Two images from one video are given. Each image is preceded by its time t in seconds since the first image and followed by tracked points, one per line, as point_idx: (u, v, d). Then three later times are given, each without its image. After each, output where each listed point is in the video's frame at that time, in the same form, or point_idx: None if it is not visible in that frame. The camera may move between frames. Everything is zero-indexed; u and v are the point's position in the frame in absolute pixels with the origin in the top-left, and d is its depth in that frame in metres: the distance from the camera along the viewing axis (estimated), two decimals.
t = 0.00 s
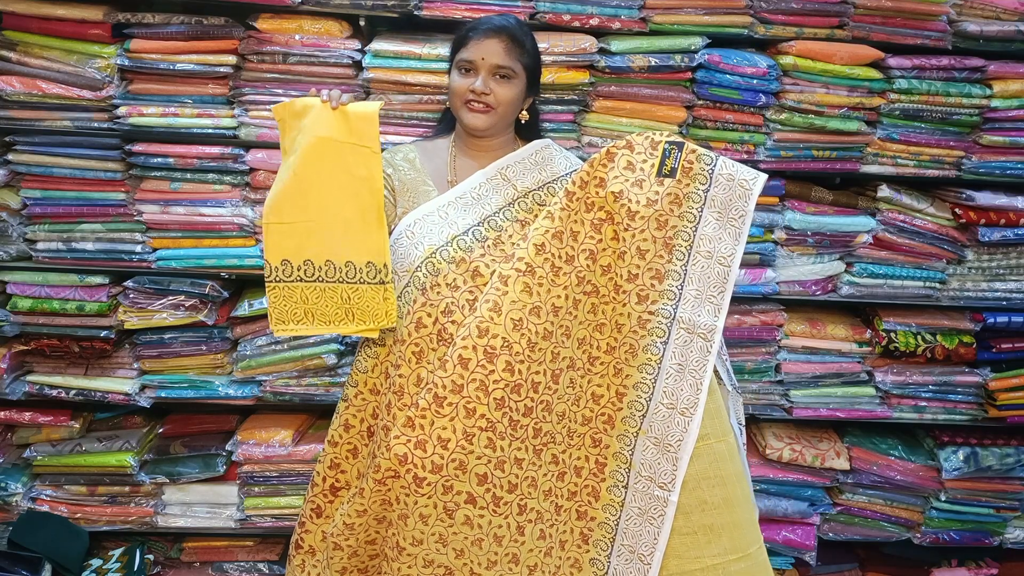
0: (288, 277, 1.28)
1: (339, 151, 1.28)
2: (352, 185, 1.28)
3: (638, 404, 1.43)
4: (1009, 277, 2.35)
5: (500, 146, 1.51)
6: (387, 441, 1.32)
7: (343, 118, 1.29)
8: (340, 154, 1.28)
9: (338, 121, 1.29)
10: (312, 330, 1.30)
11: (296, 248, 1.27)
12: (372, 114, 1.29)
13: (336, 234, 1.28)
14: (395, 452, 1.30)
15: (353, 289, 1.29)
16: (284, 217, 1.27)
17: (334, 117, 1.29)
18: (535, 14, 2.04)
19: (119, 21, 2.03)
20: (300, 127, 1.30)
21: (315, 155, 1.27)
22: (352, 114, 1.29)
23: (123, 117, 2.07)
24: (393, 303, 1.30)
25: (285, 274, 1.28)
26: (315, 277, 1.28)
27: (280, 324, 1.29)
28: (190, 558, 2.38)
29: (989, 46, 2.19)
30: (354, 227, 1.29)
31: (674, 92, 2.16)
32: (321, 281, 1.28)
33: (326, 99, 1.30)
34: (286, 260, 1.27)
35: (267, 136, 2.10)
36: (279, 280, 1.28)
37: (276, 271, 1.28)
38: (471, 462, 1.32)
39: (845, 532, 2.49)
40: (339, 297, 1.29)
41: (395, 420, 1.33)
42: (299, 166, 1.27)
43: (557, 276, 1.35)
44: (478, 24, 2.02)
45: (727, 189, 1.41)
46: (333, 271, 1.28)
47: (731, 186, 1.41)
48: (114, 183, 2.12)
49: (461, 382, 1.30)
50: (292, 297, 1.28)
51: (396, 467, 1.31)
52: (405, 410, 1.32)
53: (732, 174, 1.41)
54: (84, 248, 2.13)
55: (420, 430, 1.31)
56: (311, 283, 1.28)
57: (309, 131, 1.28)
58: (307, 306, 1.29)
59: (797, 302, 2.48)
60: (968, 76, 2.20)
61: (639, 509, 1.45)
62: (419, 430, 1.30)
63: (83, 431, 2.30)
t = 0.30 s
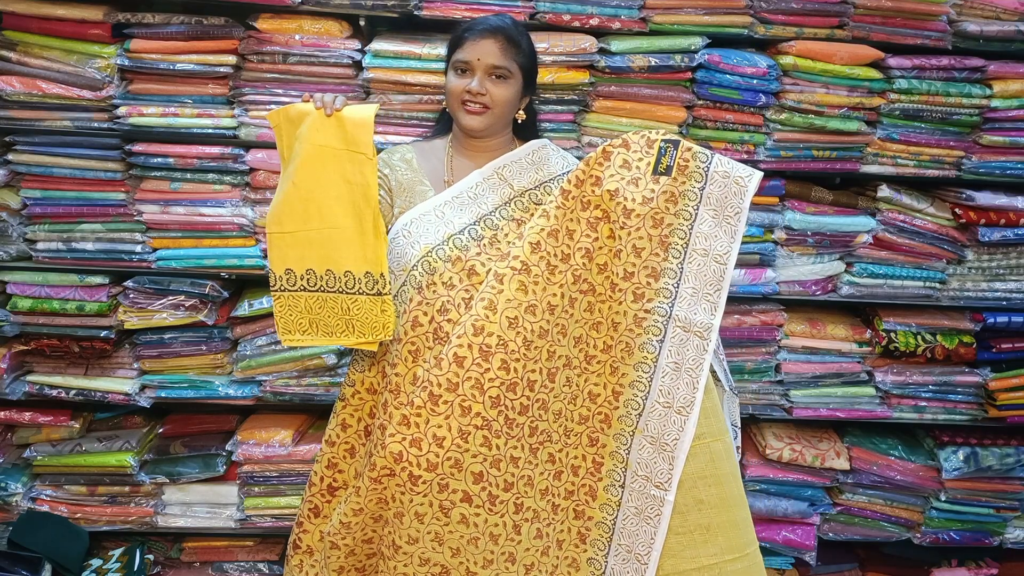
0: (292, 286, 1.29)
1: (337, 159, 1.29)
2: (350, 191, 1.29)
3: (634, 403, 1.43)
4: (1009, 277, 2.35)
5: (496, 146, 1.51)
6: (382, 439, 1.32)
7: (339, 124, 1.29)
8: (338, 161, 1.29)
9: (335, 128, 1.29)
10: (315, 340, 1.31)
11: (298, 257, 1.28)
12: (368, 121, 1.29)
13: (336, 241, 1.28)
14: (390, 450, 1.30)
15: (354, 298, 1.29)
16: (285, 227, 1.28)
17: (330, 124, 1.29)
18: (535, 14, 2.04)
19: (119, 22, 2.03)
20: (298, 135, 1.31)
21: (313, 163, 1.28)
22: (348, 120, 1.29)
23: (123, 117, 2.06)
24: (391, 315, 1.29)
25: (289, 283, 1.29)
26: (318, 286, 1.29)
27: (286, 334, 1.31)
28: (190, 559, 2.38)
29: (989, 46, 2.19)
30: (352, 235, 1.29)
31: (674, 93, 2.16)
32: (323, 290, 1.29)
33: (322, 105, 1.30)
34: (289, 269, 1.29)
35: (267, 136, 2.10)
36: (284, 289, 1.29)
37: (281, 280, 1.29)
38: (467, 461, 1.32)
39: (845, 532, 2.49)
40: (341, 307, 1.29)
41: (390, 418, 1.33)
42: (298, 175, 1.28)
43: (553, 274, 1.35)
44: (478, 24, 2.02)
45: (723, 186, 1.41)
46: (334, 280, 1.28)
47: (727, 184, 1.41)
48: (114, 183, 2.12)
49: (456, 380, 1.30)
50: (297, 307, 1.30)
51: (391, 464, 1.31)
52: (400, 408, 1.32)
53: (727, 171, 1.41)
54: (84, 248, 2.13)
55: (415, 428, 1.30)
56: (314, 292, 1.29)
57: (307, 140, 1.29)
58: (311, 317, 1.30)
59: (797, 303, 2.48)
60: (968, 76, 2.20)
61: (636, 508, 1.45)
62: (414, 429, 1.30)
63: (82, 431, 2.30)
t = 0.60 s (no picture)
0: (294, 286, 1.28)
1: (351, 163, 1.28)
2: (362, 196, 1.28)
3: (632, 402, 1.43)
4: (1009, 277, 2.35)
5: (495, 146, 1.51)
6: (380, 438, 1.32)
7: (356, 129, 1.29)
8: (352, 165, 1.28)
9: (352, 132, 1.29)
10: (311, 342, 1.29)
11: (303, 256, 1.28)
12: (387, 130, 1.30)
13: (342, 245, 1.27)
14: (388, 449, 1.30)
15: (355, 304, 1.27)
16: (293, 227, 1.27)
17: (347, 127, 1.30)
18: (535, 14, 2.04)
19: (119, 22, 2.03)
20: (314, 137, 1.30)
21: (325, 165, 1.28)
22: (365, 126, 1.29)
23: (123, 117, 2.06)
24: (387, 323, 1.28)
25: (291, 283, 1.28)
26: (321, 288, 1.28)
27: (283, 333, 1.30)
28: (190, 559, 2.38)
29: (989, 46, 2.19)
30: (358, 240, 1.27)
31: (674, 93, 2.16)
32: (325, 293, 1.28)
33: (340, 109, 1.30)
34: (293, 269, 1.28)
35: (267, 136, 2.10)
36: (285, 288, 1.28)
37: (283, 279, 1.28)
38: (465, 459, 1.33)
39: (845, 532, 2.49)
40: (342, 311, 1.28)
41: (388, 417, 1.33)
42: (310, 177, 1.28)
43: (551, 273, 1.36)
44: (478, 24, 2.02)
45: (721, 185, 1.40)
46: (337, 284, 1.27)
47: (725, 182, 1.40)
48: (114, 183, 2.12)
49: (454, 379, 1.31)
50: (296, 307, 1.29)
51: (389, 463, 1.31)
52: (398, 407, 1.32)
53: (725, 170, 1.41)
54: (84, 248, 2.13)
55: (414, 427, 1.31)
56: (316, 294, 1.28)
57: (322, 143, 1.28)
58: (311, 319, 1.29)
59: (797, 303, 2.48)
60: (969, 76, 2.20)
61: (634, 508, 1.44)
62: (412, 427, 1.30)
63: (83, 431, 2.31)
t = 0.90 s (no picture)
0: (316, 320, 1.32)
1: (349, 197, 1.28)
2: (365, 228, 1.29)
3: (632, 401, 1.43)
4: (1009, 277, 2.36)
5: (496, 144, 1.51)
6: (381, 438, 1.32)
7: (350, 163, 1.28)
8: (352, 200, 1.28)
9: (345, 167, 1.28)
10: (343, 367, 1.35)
11: (319, 294, 1.30)
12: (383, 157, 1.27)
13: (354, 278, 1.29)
14: (389, 449, 1.31)
15: (379, 332, 1.31)
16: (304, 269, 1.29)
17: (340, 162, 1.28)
18: (535, 14, 2.04)
19: (119, 22, 2.03)
20: (309, 174, 1.29)
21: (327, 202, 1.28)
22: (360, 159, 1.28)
23: (123, 117, 2.06)
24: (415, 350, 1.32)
25: (313, 318, 1.32)
26: (342, 320, 1.32)
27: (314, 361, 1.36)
28: (190, 559, 2.38)
29: (989, 46, 2.19)
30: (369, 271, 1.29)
31: (674, 93, 2.16)
32: (348, 324, 1.32)
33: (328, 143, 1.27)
34: (312, 305, 1.31)
35: (267, 136, 2.10)
36: (309, 322, 1.33)
37: (304, 316, 1.32)
38: (466, 459, 1.32)
39: (845, 532, 2.49)
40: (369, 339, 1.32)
41: (389, 417, 1.33)
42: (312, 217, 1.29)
43: (550, 273, 1.35)
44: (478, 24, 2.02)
45: (721, 186, 1.41)
46: (357, 315, 1.31)
47: (725, 184, 1.41)
48: (114, 183, 2.12)
49: (455, 379, 1.31)
50: (323, 337, 1.34)
51: (390, 463, 1.31)
52: (398, 406, 1.32)
53: (725, 172, 1.41)
54: (84, 248, 2.13)
55: (415, 426, 1.31)
56: (338, 325, 1.32)
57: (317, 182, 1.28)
58: (340, 346, 1.34)
59: (797, 303, 2.48)
60: (968, 76, 2.20)
61: (634, 507, 1.44)
62: (414, 426, 1.31)
63: (83, 431, 2.31)
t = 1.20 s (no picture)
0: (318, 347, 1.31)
1: (357, 226, 1.27)
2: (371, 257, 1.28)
3: (630, 399, 1.43)
4: (1009, 277, 2.36)
5: (496, 144, 1.51)
6: (380, 435, 1.33)
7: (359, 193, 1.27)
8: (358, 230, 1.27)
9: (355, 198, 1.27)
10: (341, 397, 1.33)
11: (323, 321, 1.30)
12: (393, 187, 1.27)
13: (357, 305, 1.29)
14: (387, 445, 1.31)
15: (383, 360, 1.30)
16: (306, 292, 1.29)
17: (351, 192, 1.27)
18: (535, 14, 2.04)
19: (119, 22, 2.03)
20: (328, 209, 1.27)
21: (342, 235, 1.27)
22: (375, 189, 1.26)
23: (123, 117, 2.06)
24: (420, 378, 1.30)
25: (314, 346, 1.31)
26: (344, 348, 1.30)
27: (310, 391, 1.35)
28: (190, 559, 2.38)
29: (988, 46, 2.19)
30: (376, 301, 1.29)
31: (674, 93, 2.16)
32: (351, 352, 1.31)
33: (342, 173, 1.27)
34: (315, 333, 1.30)
35: (267, 136, 2.10)
36: (309, 351, 1.32)
37: (305, 343, 1.31)
38: (464, 456, 1.33)
39: (845, 532, 2.49)
40: (371, 367, 1.31)
41: (388, 415, 1.33)
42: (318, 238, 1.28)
43: (548, 270, 1.35)
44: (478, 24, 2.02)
45: (720, 184, 1.40)
46: (361, 342, 1.30)
47: (724, 181, 1.40)
48: (114, 183, 2.13)
49: (453, 376, 1.31)
50: (321, 366, 1.32)
51: (388, 460, 1.31)
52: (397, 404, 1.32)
53: (725, 169, 1.41)
54: (84, 248, 2.13)
55: (413, 423, 1.31)
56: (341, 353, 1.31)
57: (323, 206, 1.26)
58: (338, 375, 1.33)
59: (797, 303, 2.48)
60: (968, 76, 2.20)
61: (631, 504, 1.44)
62: (411, 423, 1.31)
63: (83, 431, 2.31)
